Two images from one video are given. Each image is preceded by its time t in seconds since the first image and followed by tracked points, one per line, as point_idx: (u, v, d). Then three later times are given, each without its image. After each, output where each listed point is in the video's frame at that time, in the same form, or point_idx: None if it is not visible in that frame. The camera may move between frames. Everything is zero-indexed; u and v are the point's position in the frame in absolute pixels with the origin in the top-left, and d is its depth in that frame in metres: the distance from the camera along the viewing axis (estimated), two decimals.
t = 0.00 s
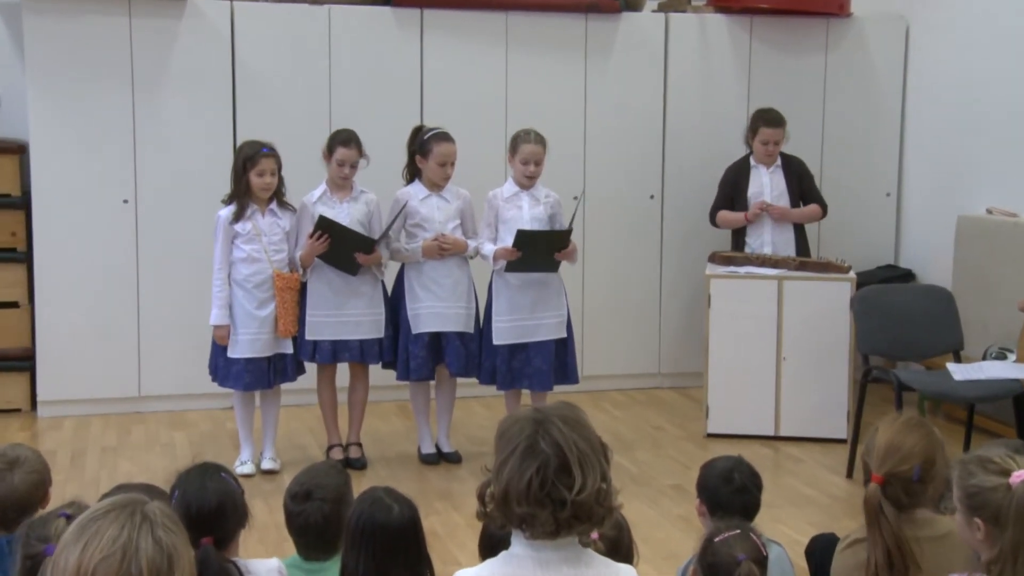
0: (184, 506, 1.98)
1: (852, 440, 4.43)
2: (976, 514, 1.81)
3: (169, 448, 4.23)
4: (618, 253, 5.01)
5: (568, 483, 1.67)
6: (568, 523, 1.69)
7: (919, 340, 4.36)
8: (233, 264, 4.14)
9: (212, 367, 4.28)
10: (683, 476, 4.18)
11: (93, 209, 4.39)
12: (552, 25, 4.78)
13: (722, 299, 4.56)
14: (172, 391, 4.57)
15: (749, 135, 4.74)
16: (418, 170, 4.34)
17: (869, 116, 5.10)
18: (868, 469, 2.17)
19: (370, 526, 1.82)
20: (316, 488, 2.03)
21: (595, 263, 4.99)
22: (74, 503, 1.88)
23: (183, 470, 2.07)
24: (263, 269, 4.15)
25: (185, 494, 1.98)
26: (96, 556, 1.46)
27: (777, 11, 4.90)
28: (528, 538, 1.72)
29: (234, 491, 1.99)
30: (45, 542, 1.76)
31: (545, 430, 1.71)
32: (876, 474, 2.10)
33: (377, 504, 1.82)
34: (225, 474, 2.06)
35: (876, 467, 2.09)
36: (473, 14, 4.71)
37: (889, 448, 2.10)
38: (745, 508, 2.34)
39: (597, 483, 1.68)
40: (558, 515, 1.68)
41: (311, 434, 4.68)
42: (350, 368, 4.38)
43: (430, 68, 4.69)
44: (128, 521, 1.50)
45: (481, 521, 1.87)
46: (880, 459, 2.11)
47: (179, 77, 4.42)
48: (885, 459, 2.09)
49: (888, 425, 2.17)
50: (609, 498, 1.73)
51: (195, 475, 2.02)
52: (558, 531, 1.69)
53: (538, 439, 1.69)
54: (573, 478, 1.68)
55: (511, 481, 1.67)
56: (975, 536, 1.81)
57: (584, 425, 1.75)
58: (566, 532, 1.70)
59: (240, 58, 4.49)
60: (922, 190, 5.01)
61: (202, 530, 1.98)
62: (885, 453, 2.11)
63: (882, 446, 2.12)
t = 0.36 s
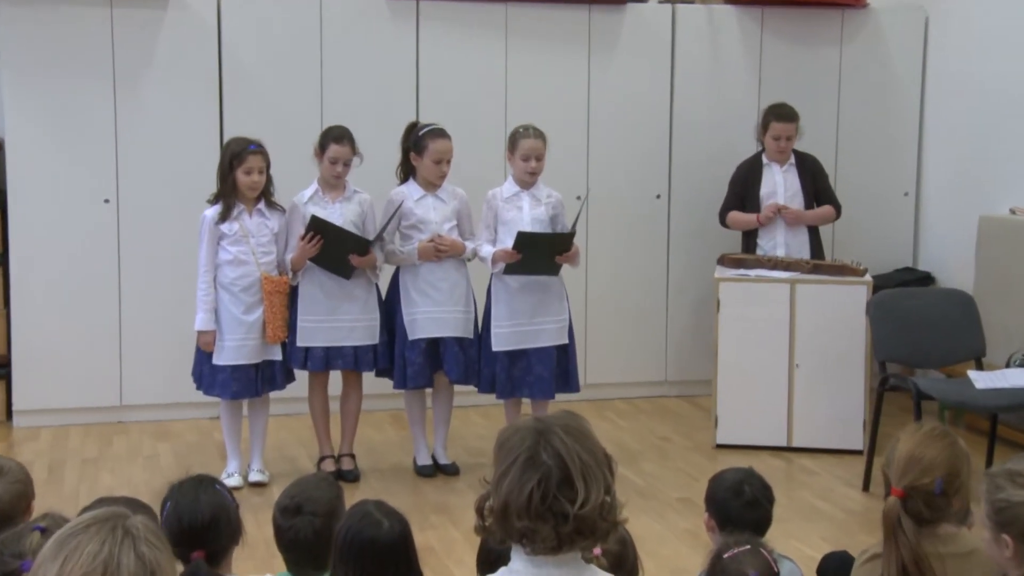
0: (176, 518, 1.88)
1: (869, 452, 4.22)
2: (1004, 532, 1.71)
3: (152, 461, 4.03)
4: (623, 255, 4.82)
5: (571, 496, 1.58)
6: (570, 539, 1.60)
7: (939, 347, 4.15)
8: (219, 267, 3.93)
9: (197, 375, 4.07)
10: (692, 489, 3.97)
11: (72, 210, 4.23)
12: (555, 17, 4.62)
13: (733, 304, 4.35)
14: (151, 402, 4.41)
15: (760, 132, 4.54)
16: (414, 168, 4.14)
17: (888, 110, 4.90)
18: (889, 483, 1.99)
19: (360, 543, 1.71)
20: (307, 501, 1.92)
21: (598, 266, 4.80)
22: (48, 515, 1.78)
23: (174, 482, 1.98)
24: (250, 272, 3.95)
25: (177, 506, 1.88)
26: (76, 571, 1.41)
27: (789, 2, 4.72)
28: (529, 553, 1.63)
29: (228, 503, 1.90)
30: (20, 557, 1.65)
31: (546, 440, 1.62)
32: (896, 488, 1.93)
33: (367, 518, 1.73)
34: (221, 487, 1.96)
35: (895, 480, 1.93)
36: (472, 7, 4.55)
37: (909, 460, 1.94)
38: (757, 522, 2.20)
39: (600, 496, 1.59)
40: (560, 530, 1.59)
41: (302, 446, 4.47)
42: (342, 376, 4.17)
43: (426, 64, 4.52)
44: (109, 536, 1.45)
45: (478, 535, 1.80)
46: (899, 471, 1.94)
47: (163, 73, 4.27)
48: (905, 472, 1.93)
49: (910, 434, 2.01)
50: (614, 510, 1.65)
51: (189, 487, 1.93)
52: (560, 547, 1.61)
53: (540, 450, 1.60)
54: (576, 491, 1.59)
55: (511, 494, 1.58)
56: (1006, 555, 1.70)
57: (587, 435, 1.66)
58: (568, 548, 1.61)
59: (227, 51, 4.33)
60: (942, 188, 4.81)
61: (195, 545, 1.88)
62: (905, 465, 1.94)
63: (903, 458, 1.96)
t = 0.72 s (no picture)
0: (175, 536, 1.78)
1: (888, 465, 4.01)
2: None
3: (132, 474, 3.83)
4: (628, 259, 4.63)
5: (572, 511, 1.60)
6: (572, 555, 1.61)
7: (962, 353, 3.95)
8: (204, 271, 3.72)
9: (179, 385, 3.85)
10: (700, 504, 3.76)
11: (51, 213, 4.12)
12: (556, 11, 4.46)
13: (743, 309, 4.15)
14: (134, 412, 4.30)
15: (772, 127, 4.34)
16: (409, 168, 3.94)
17: (907, 105, 4.71)
18: (936, 498, 1.86)
19: (356, 556, 1.66)
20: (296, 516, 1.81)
21: (602, 270, 4.61)
22: (24, 530, 1.74)
23: (175, 499, 1.89)
24: (237, 276, 3.74)
25: (178, 523, 1.79)
26: None
27: None
28: (530, 571, 1.64)
29: (229, 520, 1.80)
30: None
31: (545, 452, 1.64)
32: (954, 502, 1.84)
33: (365, 530, 1.68)
34: (222, 505, 1.87)
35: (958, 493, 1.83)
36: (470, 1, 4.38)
37: (967, 473, 1.86)
38: (769, 539, 2.04)
39: (602, 509, 1.61)
40: (561, 546, 1.60)
41: (291, 459, 4.27)
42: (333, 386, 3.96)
43: (422, 60, 4.36)
44: (88, 555, 1.39)
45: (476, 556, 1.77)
46: (957, 484, 1.85)
47: (145, 71, 4.13)
48: (964, 484, 1.84)
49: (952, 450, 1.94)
50: (614, 526, 1.66)
51: (189, 504, 1.84)
52: (562, 563, 1.61)
53: (540, 462, 1.62)
54: (576, 505, 1.60)
55: (512, 509, 1.59)
56: None
57: (587, 446, 1.67)
58: (570, 565, 1.62)
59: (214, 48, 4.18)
60: (963, 186, 4.61)
61: (196, 565, 1.79)
62: (963, 479, 1.86)
63: (956, 471, 1.87)
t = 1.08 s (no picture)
0: (169, 560, 1.66)
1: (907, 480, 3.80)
2: None
3: (113, 489, 3.64)
4: (633, 263, 4.44)
5: (574, 525, 1.55)
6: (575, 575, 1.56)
7: (987, 361, 3.75)
8: (189, 275, 3.53)
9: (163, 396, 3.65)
10: (709, 520, 3.55)
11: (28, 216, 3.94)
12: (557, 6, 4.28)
13: (755, 315, 3.96)
14: (117, 423, 4.12)
15: (785, 125, 4.15)
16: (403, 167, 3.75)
17: (924, 103, 4.52)
18: (970, 509, 1.68)
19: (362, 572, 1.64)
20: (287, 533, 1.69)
21: (605, 275, 4.42)
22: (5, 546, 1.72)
23: (162, 520, 1.76)
24: (224, 281, 3.54)
25: (171, 547, 1.67)
26: None
27: None
28: None
29: (227, 541, 1.70)
30: None
31: (547, 466, 1.60)
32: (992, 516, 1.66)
33: (372, 547, 1.65)
34: (216, 525, 1.76)
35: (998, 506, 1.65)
36: None
37: (1007, 485, 1.68)
38: (782, 556, 1.86)
39: (607, 526, 1.56)
40: (563, 564, 1.55)
41: (280, 472, 4.07)
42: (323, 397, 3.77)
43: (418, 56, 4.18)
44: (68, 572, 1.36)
45: None
46: (998, 496, 1.67)
47: (128, 68, 3.96)
48: (1004, 497, 1.66)
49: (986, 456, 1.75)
50: (617, 544, 1.61)
51: (181, 525, 1.72)
52: None
53: (541, 476, 1.58)
54: (580, 521, 1.56)
55: (512, 523, 1.55)
56: None
57: (590, 459, 1.63)
58: None
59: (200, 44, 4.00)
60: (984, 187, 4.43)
61: None
62: (1003, 491, 1.67)
63: (993, 481, 1.69)
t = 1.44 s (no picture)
0: None
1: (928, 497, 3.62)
2: None
3: (93, 508, 3.45)
4: (638, 270, 4.26)
5: (579, 546, 1.43)
6: None
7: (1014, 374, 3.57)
8: (175, 283, 3.34)
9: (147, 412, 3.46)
10: (720, 540, 3.36)
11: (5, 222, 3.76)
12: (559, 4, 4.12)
13: (768, 325, 3.77)
14: (98, 439, 3.93)
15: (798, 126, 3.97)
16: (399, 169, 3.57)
17: (940, 104, 4.35)
18: (979, 533, 1.52)
19: None
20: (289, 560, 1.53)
21: (610, 283, 4.25)
22: None
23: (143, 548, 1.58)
24: (211, 290, 3.36)
25: None
26: None
27: None
28: None
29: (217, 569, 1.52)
30: None
31: (550, 482, 1.47)
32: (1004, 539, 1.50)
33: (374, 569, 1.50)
34: (203, 552, 1.58)
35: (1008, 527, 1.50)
36: None
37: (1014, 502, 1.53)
38: None
39: (613, 547, 1.44)
40: None
41: (269, 490, 3.88)
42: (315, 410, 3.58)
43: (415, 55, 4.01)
44: None
45: None
46: (1007, 517, 1.51)
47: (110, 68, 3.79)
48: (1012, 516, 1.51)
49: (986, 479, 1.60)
50: (626, 563, 1.48)
51: (166, 551, 1.54)
52: None
53: (543, 494, 1.45)
54: (584, 541, 1.44)
55: (511, 545, 1.43)
56: None
57: (594, 475, 1.50)
58: None
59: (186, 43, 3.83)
60: (1007, 191, 4.26)
61: None
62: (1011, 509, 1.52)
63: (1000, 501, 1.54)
